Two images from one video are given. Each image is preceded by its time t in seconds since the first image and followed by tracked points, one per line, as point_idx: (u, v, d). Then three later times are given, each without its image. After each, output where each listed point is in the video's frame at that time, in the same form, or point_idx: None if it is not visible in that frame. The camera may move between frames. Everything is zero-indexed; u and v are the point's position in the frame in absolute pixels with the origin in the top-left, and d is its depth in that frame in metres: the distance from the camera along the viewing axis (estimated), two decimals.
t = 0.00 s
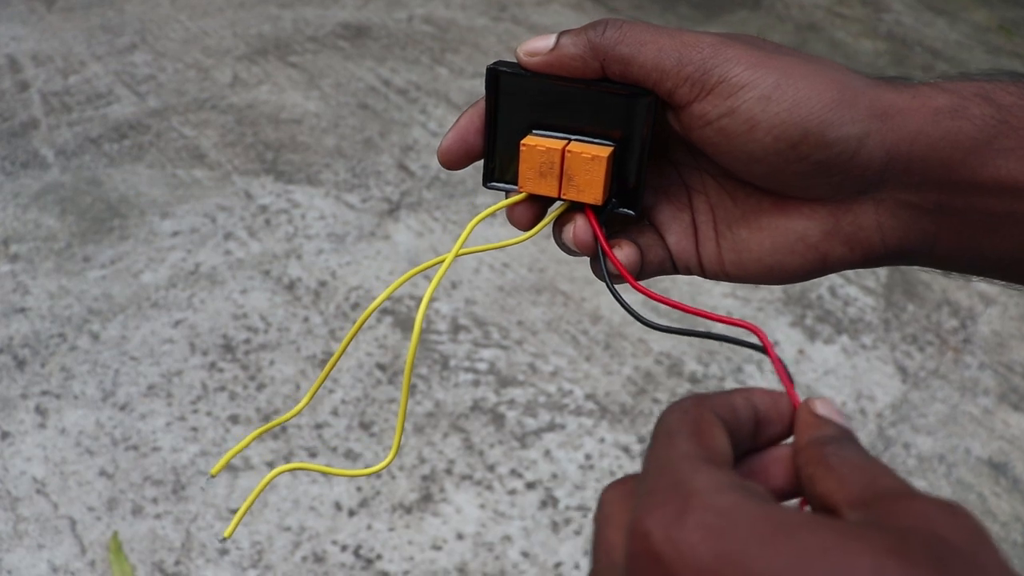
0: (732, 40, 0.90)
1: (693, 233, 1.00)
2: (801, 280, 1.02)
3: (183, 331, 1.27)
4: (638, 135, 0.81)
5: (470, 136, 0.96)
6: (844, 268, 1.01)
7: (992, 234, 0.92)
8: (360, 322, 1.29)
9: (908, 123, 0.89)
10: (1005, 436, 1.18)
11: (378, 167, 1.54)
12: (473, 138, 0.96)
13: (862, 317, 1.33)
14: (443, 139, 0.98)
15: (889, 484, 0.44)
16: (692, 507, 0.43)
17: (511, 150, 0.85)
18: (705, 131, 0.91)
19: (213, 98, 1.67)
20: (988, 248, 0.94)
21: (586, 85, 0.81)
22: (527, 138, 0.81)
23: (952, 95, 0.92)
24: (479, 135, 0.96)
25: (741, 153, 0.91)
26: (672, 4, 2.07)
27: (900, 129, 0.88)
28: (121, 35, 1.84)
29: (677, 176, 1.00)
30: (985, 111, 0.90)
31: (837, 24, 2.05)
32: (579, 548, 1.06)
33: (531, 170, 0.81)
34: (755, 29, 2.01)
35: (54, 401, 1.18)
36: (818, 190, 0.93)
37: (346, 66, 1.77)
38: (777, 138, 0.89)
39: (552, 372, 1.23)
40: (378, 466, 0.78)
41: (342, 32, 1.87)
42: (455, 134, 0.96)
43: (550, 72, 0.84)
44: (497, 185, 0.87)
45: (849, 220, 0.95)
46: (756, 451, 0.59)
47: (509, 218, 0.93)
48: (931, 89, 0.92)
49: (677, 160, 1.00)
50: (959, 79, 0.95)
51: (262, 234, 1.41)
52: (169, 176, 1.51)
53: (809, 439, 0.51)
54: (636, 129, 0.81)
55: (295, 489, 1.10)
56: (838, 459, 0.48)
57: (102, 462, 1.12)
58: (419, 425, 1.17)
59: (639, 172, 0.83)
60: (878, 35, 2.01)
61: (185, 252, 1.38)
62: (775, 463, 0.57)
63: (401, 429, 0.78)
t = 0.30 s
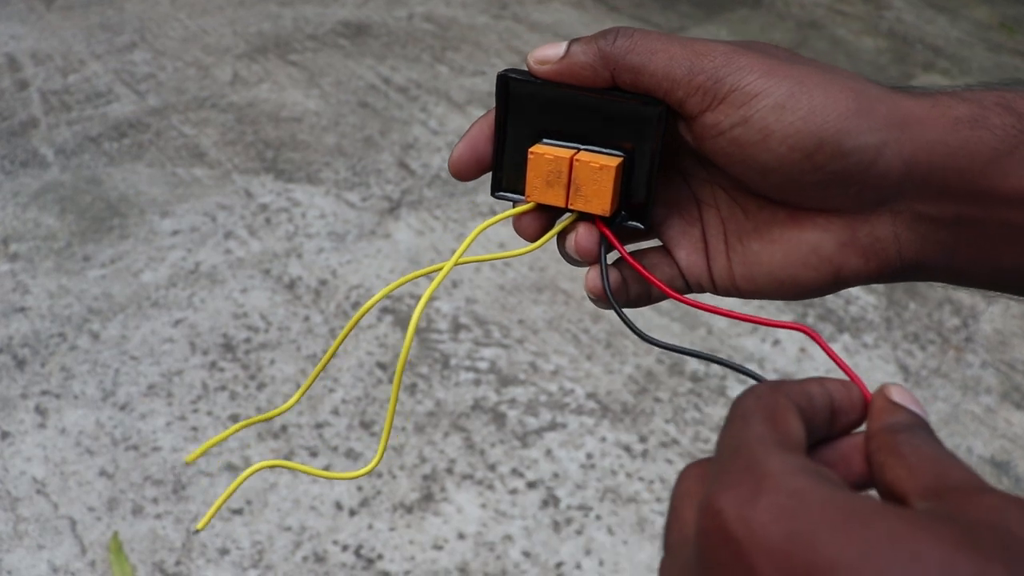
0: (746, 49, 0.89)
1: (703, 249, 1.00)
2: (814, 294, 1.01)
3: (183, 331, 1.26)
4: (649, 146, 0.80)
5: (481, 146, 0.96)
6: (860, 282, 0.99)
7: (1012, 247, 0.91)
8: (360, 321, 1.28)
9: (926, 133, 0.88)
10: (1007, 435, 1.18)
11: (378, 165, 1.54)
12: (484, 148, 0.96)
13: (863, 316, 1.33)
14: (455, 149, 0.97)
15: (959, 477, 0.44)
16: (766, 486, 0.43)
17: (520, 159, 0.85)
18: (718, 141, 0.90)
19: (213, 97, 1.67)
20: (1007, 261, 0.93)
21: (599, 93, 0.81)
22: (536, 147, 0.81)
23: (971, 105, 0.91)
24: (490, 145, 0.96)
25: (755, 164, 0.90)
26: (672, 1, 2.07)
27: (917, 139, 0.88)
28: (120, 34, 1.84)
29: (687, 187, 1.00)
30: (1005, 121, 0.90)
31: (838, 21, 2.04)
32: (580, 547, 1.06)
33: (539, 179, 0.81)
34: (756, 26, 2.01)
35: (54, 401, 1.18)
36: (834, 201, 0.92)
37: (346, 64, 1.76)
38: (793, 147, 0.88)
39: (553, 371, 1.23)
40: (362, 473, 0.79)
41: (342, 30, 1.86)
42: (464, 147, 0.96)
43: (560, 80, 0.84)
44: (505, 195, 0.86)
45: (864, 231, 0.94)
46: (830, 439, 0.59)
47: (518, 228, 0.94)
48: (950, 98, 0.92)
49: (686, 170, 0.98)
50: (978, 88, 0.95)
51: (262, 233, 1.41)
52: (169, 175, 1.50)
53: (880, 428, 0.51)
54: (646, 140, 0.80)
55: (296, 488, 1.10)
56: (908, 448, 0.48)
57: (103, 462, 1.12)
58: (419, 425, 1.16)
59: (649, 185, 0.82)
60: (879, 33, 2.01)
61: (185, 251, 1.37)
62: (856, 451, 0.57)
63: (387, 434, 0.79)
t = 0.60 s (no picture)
0: (768, 60, 0.89)
1: (718, 262, 0.99)
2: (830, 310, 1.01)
3: (184, 330, 1.26)
4: (669, 154, 0.80)
5: (496, 153, 0.95)
6: (878, 298, 0.99)
7: None
8: (362, 320, 1.28)
9: (952, 147, 0.89)
10: (1010, 436, 1.18)
11: (380, 164, 1.54)
12: (499, 155, 0.95)
13: (865, 316, 1.33)
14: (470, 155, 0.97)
15: (871, 519, 0.37)
16: None
17: (538, 165, 0.85)
18: (740, 152, 0.89)
19: (214, 95, 1.67)
20: None
21: (617, 101, 0.80)
22: (555, 156, 0.81)
23: (995, 120, 0.92)
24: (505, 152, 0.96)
25: (776, 175, 0.90)
26: None
27: (944, 152, 0.89)
28: (121, 32, 1.83)
29: (701, 201, 0.99)
30: None
31: (840, 20, 2.04)
32: (582, 548, 1.05)
33: (557, 189, 0.81)
34: (757, 24, 2.00)
35: (55, 400, 1.18)
36: (857, 216, 0.92)
37: (348, 63, 1.76)
38: (817, 160, 0.88)
39: (555, 371, 1.23)
40: (394, 489, 0.81)
41: (344, 28, 1.86)
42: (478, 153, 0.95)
43: (579, 86, 0.83)
44: (521, 203, 0.87)
45: (887, 247, 0.94)
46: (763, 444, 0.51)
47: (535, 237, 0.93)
48: (973, 113, 0.93)
49: (703, 183, 0.98)
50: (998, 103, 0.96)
51: (264, 232, 1.41)
52: (170, 173, 1.50)
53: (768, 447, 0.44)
54: (666, 148, 0.80)
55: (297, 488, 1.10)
56: (807, 473, 0.41)
57: (104, 461, 1.12)
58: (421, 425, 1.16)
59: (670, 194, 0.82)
60: (881, 32, 2.00)
61: (187, 250, 1.37)
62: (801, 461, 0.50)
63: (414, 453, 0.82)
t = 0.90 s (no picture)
0: (805, 65, 0.88)
1: (746, 273, 0.98)
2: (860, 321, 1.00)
3: (185, 329, 1.26)
4: (696, 162, 0.79)
5: (516, 156, 0.95)
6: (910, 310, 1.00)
7: None
8: (363, 319, 1.28)
9: (992, 158, 0.89)
10: (1013, 435, 1.17)
11: (381, 163, 1.54)
12: (519, 158, 0.95)
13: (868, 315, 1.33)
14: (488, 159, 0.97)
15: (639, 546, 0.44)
16: None
17: (559, 170, 0.84)
18: (775, 160, 0.88)
19: (216, 94, 1.67)
20: None
21: (644, 106, 0.79)
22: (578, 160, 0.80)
23: None
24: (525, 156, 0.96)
25: (812, 184, 0.89)
26: None
27: (984, 163, 0.89)
28: (123, 31, 1.83)
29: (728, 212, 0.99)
30: None
31: (842, 18, 2.04)
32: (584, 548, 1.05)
33: (580, 195, 0.80)
34: (759, 22, 2.00)
35: (57, 400, 1.18)
36: (893, 227, 0.93)
37: (349, 62, 1.76)
38: (855, 169, 0.88)
39: (557, 370, 1.23)
40: (401, 504, 0.74)
41: (345, 27, 1.86)
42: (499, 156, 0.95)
43: (608, 89, 0.82)
44: (540, 209, 0.86)
45: (922, 258, 0.94)
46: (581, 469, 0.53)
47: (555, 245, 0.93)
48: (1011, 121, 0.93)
49: (729, 193, 0.98)
50: None
51: (265, 231, 1.41)
52: (172, 173, 1.50)
53: (595, 518, 0.46)
54: (694, 157, 0.79)
55: (299, 488, 1.10)
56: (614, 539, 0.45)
57: (105, 461, 1.12)
58: (423, 424, 1.16)
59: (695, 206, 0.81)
60: (883, 30, 2.00)
61: (188, 249, 1.37)
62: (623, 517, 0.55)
63: (427, 458, 0.75)
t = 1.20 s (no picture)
0: (854, 107, 0.87)
1: (787, 312, 1.00)
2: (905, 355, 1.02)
3: (188, 329, 1.26)
4: (724, 217, 0.77)
5: (529, 210, 0.96)
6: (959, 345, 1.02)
7: None
8: (366, 319, 1.28)
9: None
10: (1016, 435, 1.17)
11: (384, 163, 1.54)
12: (532, 211, 0.96)
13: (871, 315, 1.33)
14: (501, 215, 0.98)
15: (690, 292, 0.57)
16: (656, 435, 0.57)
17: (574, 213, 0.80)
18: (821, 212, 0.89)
19: (218, 94, 1.67)
20: None
21: (671, 155, 0.77)
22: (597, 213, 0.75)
23: None
24: (538, 210, 0.97)
25: (863, 236, 0.90)
26: None
27: None
28: (125, 31, 1.83)
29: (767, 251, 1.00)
30: None
31: (845, 17, 2.04)
32: (588, 547, 1.06)
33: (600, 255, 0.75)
34: (761, 22, 2.00)
35: (60, 399, 1.18)
36: (945, 274, 0.94)
37: (351, 61, 1.76)
38: (908, 223, 0.88)
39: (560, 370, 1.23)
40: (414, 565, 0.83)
41: (347, 27, 1.86)
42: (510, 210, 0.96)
43: (630, 135, 0.83)
44: (554, 258, 0.83)
45: (974, 302, 0.96)
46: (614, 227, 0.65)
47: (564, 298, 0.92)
48: None
49: (765, 231, 0.99)
50: None
51: (268, 231, 1.41)
52: (174, 173, 1.50)
53: (654, 271, 0.59)
54: (722, 213, 0.77)
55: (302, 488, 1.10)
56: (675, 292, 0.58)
57: (108, 461, 1.12)
58: (426, 424, 1.16)
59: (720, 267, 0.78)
60: (886, 29, 2.00)
61: (191, 249, 1.37)
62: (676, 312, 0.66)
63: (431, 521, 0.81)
